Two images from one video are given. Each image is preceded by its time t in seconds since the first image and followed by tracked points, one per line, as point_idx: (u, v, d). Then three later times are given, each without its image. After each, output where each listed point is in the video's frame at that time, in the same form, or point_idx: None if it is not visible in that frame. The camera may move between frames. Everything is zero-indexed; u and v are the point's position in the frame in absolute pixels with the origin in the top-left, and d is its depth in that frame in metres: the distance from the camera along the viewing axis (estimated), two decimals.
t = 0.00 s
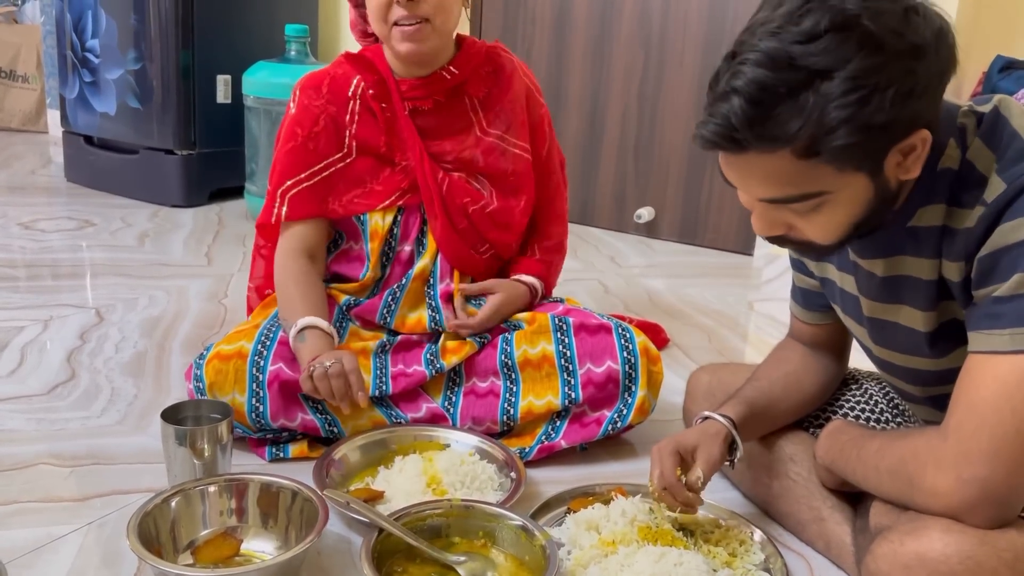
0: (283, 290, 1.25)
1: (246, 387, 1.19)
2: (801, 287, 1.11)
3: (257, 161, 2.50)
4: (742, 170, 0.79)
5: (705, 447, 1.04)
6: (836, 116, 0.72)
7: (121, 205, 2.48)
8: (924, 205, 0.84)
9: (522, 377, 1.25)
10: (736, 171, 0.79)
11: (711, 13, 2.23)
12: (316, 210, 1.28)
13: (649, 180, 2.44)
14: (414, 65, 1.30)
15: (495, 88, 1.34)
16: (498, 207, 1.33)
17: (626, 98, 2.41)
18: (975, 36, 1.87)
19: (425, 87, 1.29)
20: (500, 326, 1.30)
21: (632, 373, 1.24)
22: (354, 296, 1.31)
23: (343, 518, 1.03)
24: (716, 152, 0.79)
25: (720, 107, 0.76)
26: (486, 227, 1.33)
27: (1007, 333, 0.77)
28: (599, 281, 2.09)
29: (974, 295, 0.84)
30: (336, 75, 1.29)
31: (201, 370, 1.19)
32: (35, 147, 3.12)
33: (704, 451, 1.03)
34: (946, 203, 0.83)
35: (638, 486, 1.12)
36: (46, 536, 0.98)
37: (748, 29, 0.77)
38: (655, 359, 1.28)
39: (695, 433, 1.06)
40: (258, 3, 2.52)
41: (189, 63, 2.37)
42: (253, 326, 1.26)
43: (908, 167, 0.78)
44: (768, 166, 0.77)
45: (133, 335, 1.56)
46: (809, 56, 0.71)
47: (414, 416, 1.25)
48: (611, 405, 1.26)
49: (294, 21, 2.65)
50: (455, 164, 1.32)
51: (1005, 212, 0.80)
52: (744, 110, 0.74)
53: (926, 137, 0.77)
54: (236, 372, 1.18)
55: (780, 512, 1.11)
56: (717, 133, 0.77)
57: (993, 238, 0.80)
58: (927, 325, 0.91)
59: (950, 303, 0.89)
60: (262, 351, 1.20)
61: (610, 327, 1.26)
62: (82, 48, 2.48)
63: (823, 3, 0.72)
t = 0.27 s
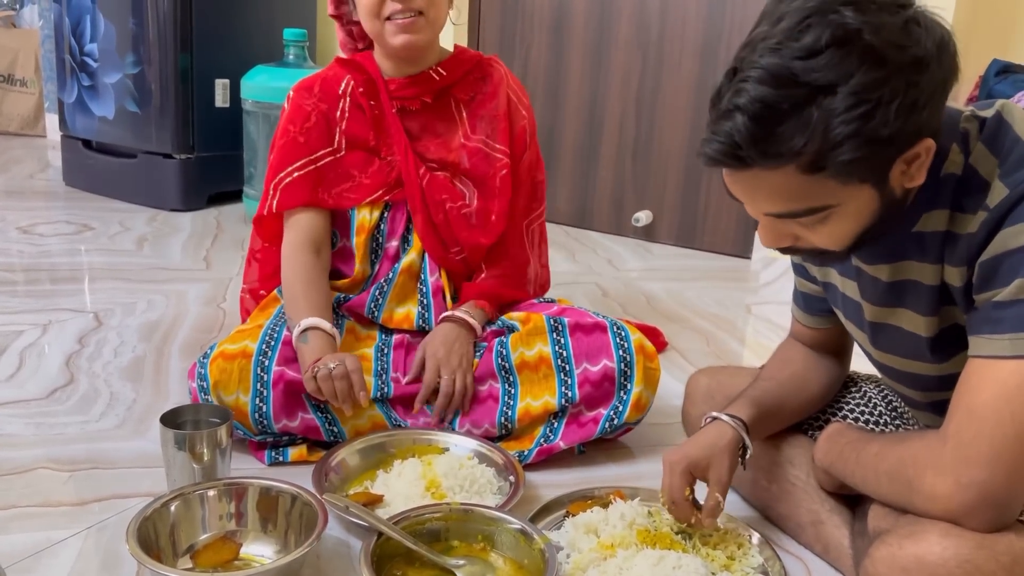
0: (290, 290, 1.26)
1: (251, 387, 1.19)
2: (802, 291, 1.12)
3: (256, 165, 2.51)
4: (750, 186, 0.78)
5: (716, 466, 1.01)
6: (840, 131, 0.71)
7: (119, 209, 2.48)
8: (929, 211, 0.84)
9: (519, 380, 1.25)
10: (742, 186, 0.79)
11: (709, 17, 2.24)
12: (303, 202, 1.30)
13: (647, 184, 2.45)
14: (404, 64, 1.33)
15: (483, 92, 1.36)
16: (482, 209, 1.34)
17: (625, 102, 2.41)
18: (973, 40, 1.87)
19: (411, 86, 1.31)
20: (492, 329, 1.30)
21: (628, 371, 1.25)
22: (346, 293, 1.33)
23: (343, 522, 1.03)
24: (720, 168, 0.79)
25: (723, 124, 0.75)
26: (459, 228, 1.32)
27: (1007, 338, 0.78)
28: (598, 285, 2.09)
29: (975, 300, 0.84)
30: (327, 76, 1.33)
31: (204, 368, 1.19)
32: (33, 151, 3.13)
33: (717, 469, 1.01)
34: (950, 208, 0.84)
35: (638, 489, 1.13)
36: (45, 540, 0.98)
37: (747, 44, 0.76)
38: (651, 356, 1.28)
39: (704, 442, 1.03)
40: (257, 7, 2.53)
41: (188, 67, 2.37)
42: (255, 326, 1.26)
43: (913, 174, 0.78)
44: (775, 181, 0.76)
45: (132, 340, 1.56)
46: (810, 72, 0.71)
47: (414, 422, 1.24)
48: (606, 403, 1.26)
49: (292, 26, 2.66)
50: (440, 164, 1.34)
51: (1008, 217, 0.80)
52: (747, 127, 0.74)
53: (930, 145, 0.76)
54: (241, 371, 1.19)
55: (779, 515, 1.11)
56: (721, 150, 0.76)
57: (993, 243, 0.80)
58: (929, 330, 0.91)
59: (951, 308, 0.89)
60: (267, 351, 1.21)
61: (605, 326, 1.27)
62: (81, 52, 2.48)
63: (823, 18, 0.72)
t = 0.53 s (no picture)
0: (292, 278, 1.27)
1: (260, 361, 1.19)
2: (806, 292, 1.12)
3: (253, 168, 2.51)
4: (757, 201, 0.77)
5: (714, 457, 1.03)
6: (848, 143, 0.70)
7: (116, 213, 2.48)
8: (930, 214, 0.83)
9: (517, 377, 1.27)
10: (750, 202, 0.78)
11: (705, 19, 2.24)
12: (294, 198, 1.31)
13: (643, 187, 2.45)
14: (390, 66, 1.33)
15: (468, 87, 1.37)
16: (467, 200, 1.33)
17: (621, 105, 2.42)
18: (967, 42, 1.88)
19: (397, 85, 1.32)
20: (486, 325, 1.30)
21: (621, 364, 1.24)
22: (342, 287, 1.33)
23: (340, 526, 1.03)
24: (727, 186, 0.77)
25: (728, 142, 0.74)
26: (446, 219, 1.32)
27: (1002, 340, 0.78)
28: (595, 287, 2.09)
29: (972, 303, 0.84)
30: (316, 80, 1.35)
31: (212, 342, 1.20)
32: (30, 155, 3.12)
33: (714, 463, 1.03)
34: (949, 211, 0.83)
35: (635, 491, 1.13)
36: (41, 544, 0.98)
37: (745, 58, 0.75)
38: (646, 348, 1.26)
39: (701, 434, 1.04)
40: (253, 11, 2.53)
41: (185, 71, 2.37)
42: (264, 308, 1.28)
43: (916, 179, 0.78)
44: (782, 195, 0.75)
45: (128, 343, 1.56)
46: (815, 86, 0.70)
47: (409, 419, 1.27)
48: (599, 396, 1.25)
49: (289, 29, 2.66)
50: (428, 160, 1.34)
51: (1005, 218, 0.80)
52: (754, 143, 0.72)
53: (932, 150, 0.76)
54: (250, 345, 1.19)
55: (775, 516, 1.11)
56: (728, 167, 0.75)
57: (990, 245, 0.80)
58: (927, 332, 0.91)
59: (949, 311, 0.89)
60: (278, 330, 1.22)
61: (600, 319, 1.27)
62: (77, 56, 2.48)
63: (823, 31, 0.71)
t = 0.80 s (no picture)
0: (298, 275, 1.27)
1: (273, 350, 1.20)
2: (802, 288, 1.11)
3: (251, 171, 2.51)
4: (756, 201, 0.77)
5: (737, 487, 1.01)
6: (849, 146, 0.71)
7: (113, 215, 2.48)
8: (928, 213, 0.84)
9: (518, 371, 1.28)
10: (751, 203, 0.78)
11: (702, 21, 2.25)
12: (290, 200, 1.31)
13: (641, 188, 2.45)
14: (386, 65, 1.33)
15: (461, 88, 1.36)
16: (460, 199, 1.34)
17: (618, 106, 2.42)
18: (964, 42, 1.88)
19: (393, 86, 1.32)
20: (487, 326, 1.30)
21: (619, 354, 1.25)
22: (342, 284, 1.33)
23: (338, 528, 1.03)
24: (727, 185, 0.77)
25: (729, 141, 0.74)
26: (441, 218, 1.32)
27: (999, 340, 0.78)
28: (593, 289, 2.09)
29: (969, 303, 0.84)
30: (311, 83, 1.34)
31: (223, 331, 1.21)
32: (27, 158, 3.12)
33: (736, 493, 1.01)
34: (948, 210, 0.83)
35: (633, 492, 1.13)
36: (38, 546, 0.98)
37: (747, 58, 0.74)
38: (646, 339, 1.27)
39: (723, 462, 1.02)
40: (251, 13, 2.53)
41: (182, 73, 2.37)
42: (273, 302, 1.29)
43: (915, 180, 0.78)
44: (782, 196, 0.75)
45: (126, 346, 1.56)
46: (818, 87, 0.69)
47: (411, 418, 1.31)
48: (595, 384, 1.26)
49: (287, 32, 2.66)
50: (422, 160, 1.34)
51: (1002, 218, 0.80)
52: (755, 144, 0.72)
53: (932, 151, 0.76)
54: (263, 335, 1.21)
55: (772, 517, 1.11)
56: (728, 167, 0.75)
57: (987, 245, 0.81)
58: (924, 331, 0.91)
59: (946, 311, 0.89)
60: (289, 322, 1.23)
61: (601, 312, 1.27)
62: (75, 59, 2.48)
63: (827, 31, 0.70)
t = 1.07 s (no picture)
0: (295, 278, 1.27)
1: (268, 354, 1.21)
2: (800, 285, 1.11)
3: (249, 172, 2.51)
4: (757, 200, 0.77)
5: (738, 500, 1.01)
6: (850, 144, 0.70)
7: (111, 217, 2.47)
8: (928, 212, 0.83)
9: (513, 375, 1.28)
10: (752, 203, 0.78)
11: (700, 22, 2.25)
12: (287, 202, 1.31)
13: (639, 189, 2.45)
14: (384, 68, 1.33)
15: (461, 92, 1.35)
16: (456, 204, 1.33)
17: (616, 107, 2.42)
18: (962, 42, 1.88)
19: (392, 89, 1.32)
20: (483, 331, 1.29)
21: (613, 357, 1.25)
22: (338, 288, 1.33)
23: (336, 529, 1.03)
24: (726, 184, 0.77)
25: (729, 140, 0.74)
26: (436, 223, 1.31)
27: (998, 340, 0.78)
28: (591, 290, 2.09)
29: (968, 302, 0.84)
30: (309, 83, 1.34)
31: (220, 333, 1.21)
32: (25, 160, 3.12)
33: (738, 506, 1.01)
34: (947, 210, 0.83)
35: (631, 492, 1.13)
36: (36, 549, 0.97)
37: (748, 57, 0.75)
38: (642, 342, 1.27)
39: (731, 474, 1.02)
40: (249, 14, 2.53)
41: (180, 74, 2.37)
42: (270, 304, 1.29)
43: (915, 180, 0.78)
44: (783, 196, 0.75)
45: (124, 347, 1.55)
46: (818, 85, 0.70)
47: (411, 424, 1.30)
48: (591, 389, 1.26)
49: (284, 33, 2.66)
50: (419, 164, 1.34)
51: (1001, 218, 0.80)
52: (756, 142, 0.72)
53: (933, 150, 0.76)
54: (258, 338, 1.21)
55: (771, 517, 1.11)
56: (728, 166, 0.75)
57: (986, 245, 0.81)
58: (922, 331, 0.91)
59: (944, 310, 0.89)
60: (286, 326, 1.23)
61: (595, 315, 1.27)
62: (73, 60, 2.48)
63: (827, 30, 0.71)
